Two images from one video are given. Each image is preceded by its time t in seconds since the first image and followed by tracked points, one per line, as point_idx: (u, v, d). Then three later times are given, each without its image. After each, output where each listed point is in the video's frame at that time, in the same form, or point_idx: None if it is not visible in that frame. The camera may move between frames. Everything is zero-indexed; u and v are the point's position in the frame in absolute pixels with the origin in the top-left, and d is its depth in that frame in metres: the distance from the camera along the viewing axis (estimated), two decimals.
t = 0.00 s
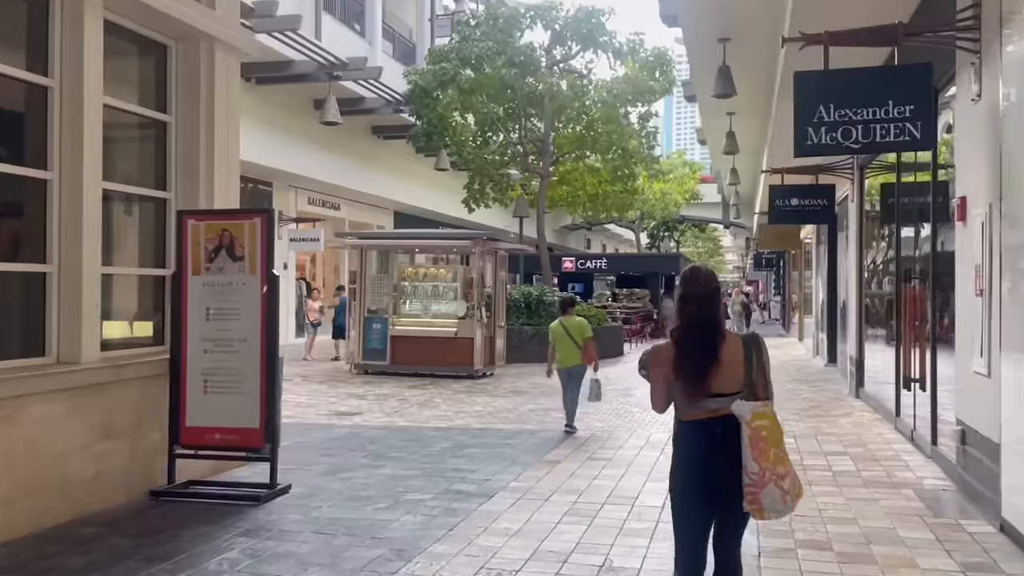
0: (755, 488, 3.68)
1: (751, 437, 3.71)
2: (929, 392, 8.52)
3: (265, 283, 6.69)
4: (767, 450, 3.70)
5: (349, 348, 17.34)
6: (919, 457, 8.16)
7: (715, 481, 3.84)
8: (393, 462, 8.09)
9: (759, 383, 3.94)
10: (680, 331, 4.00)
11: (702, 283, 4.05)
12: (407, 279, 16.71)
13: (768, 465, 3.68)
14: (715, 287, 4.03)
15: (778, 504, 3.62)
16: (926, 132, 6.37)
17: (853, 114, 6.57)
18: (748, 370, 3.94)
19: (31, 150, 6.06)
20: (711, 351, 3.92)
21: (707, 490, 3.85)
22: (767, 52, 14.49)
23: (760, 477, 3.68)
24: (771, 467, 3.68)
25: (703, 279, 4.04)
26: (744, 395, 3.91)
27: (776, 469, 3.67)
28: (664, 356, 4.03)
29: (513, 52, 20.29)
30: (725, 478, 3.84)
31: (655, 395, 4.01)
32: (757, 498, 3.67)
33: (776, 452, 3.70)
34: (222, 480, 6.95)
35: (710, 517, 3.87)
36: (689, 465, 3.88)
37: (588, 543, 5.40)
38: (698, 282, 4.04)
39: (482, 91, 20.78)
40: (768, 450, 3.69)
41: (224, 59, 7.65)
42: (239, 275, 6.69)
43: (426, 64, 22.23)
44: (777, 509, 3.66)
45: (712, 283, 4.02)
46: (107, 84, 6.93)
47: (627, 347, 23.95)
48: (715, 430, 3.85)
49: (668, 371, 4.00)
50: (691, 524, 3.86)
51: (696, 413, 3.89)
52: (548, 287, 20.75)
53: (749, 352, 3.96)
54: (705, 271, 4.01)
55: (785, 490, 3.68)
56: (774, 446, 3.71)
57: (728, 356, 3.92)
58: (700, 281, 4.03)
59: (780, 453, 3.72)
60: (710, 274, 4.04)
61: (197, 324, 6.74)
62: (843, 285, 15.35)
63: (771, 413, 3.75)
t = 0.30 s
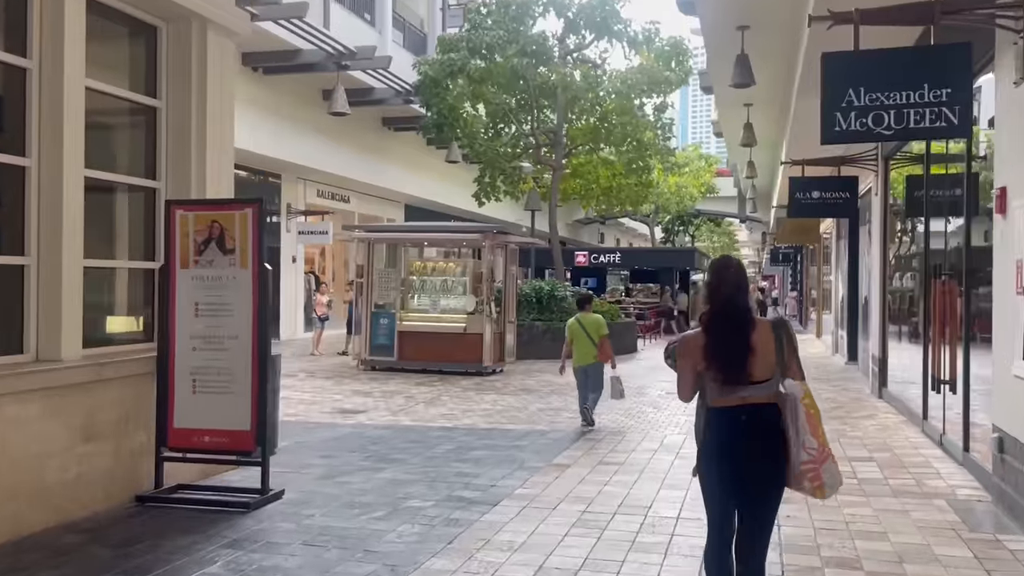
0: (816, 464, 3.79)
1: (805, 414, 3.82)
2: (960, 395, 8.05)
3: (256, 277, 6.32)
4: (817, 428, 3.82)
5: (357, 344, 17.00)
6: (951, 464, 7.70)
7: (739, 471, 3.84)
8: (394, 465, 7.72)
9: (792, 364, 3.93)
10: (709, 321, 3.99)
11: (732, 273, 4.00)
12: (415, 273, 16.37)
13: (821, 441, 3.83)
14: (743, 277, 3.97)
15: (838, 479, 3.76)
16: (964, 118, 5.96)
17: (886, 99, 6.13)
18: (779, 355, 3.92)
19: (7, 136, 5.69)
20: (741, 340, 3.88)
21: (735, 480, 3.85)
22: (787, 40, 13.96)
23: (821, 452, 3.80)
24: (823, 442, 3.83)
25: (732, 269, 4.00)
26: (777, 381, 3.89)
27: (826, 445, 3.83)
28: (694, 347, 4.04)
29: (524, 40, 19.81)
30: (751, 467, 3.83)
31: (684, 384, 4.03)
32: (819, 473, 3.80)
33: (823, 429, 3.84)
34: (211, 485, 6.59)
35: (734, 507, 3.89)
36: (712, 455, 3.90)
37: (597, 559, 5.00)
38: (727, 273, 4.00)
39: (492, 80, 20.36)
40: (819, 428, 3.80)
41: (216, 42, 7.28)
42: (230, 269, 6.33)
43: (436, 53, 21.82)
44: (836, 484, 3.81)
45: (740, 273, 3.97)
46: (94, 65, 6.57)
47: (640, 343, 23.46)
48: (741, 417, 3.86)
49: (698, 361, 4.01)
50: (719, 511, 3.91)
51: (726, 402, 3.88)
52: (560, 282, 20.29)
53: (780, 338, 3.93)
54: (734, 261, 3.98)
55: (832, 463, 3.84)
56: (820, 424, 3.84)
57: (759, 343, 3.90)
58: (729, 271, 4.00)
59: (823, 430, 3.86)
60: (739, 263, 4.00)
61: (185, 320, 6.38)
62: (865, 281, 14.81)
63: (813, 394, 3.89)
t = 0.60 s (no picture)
0: (807, 467, 3.71)
1: (806, 416, 3.71)
2: (993, 397, 7.59)
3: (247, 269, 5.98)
4: (816, 430, 3.70)
5: (365, 339, 16.69)
6: (982, 472, 7.27)
7: (765, 465, 3.82)
8: (395, 467, 7.38)
9: (814, 366, 3.92)
10: (731, 319, 3.98)
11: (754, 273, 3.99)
12: (424, 267, 16.01)
13: (821, 443, 3.70)
14: (766, 276, 3.96)
15: (831, 483, 3.65)
16: (1005, 101, 5.53)
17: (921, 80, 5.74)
18: (800, 355, 3.90)
19: None
20: (762, 338, 3.88)
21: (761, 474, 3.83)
22: (809, 28, 13.47)
23: (814, 455, 3.70)
24: (823, 445, 3.70)
25: (755, 270, 3.98)
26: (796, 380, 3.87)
27: (826, 447, 3.70)
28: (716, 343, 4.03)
29: (537, 30, 19.36)
30: (773, 461, 3.82)
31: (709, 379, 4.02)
32: (810, 476, 3.70)
33: (826, 431, 3.71)
34: (200, 488, 6.27)
35: (763, 501, 3.85)
36: (739, 451, 3.86)
37: None
38: (750, 273, 3.98)
39: (504, 72, 19.97)
40: (822, 432, 3.69)
41: (210, 22, 6.93)
42: (219, 261, 6.00)
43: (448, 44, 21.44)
44: (831, 487, 3.69)
45: (763, 273, 3.96)
46: (79, 45, 6.24)
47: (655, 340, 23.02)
48: (760, 413, 3.84)
49: (721, 357, 3.99)
50: (744, 509, 3.87)
51: (748, 397, 3.87)
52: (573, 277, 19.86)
53: (801, 337, 3.91)
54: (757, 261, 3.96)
55: (833, 465, 3.72)
56: (826, 426, 3.71)
57: (780, 343, 3.88)
58: (752, 271, 3.98)
59: (829, 432, 3.73)
60: (762, 262, 3.98)
61: (173, 314, 6.06)
62: (888, 278, 14.31)
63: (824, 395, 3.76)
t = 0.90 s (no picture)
0: (852, 470, 3.69)
1: (848, 419, 3.70)
2: None
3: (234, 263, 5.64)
4: (859, 433, 3.69)
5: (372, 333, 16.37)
6: (1016, 483, 6.82)
7: (800, 465, 3.82)
8: (393, 471, 7.04)
9: (849, 368, 3.91)
10: (766, 321, 3.97)
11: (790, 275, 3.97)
12: (432, 261, 15.66)
13: (865, 446, 3.69)
14: (802, 279, 3.94)
15: (878, 484, 3.65)
16: None
17: (957, 61, 5.34)
18: (835, 358, 3.90)
19: None
20: (798, 341, 3.87)
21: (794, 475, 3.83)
22: (830, 15, 12.99)
23: (857, 458, 3.68)
24: (866, 448, 3.69)
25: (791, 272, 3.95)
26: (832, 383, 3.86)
27: (871, 451, 3.70)
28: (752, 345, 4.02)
29: (548, 18, 18.93)
30: (809, 462, 3.82)
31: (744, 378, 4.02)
32: (856, 479, 3.69)
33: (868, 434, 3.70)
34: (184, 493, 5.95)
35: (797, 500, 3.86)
36: (773, 451, 3.86)
37: None
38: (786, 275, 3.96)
39: (514, 62, 19.58)
40: (864, 434, 3.69)
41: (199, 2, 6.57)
42: (204, 254, 5.65)
43: (459, 32, 21.03)
44: (876, 489, 3.68)
45: (799, 276, 3.93)
46: (59, 24, 5.88)
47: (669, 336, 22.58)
48: (797, 415, 3.83)
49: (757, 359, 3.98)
50: (777, 510, 3.86)
51: (783, 400, 3.86)
52: (585, 271, 19.45)
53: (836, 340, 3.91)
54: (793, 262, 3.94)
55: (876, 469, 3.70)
56: (868, 429, 3.71)
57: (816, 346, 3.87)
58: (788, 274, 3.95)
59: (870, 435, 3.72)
60: (798, 265, 3.96)
61: (157, 309, 5.73)
62: (910, 274, 13.82)
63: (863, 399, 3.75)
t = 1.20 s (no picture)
0: (889, 448, 3.71)
1: (884, 398, 3.72)
2: None
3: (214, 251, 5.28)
4: (898, 413, 3.70)
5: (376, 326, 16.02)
6: None
7: (841, 447, 3.85)
8: (387, 471, 6.69)
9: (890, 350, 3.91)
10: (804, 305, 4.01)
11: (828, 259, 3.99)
12: (438, 252, 15.28)
13: (902, 425, 3.70)
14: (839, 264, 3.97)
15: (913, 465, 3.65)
16: None
17: (997, 33, 4.97)
18: (876, 341, 3.89)
19: None
20: (838, 323, 3.90)
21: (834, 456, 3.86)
22: None
23: (895, 436, 3.70)
24: (904, 427, 3.69)
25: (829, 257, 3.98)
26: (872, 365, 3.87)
27: (908, 430, 3.69)
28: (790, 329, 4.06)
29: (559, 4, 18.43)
30: (849, 443, 3.84)
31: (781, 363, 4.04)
32: (893, 457, 3.70)
33: (908, 413, 3.70)
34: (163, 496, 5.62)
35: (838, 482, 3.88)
36: (813, 435, 3.87)
37: None
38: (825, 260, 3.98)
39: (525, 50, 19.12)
40: (900, 412, 3.70)
41: None
42: (182, 243, 5.30)
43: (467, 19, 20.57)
44: (914, 470, 3.69)
45: (837, 260, 3.96)
46: None
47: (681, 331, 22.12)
48: (836, 397, 3.86)
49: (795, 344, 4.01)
50: (816, 492, 3.87)
51: (822, 382, 3.90)
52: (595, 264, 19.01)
53: (877, 323, 3.91)
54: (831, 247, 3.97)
55: (917, 449, 3.70)
56: (906, 408, 3.71)
57: (856, 329, 3.89)
58: (827, 259, 3.98)
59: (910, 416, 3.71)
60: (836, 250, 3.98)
61: (132, 301, 5.38)
62: (932, 268, 13.31)
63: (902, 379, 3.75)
